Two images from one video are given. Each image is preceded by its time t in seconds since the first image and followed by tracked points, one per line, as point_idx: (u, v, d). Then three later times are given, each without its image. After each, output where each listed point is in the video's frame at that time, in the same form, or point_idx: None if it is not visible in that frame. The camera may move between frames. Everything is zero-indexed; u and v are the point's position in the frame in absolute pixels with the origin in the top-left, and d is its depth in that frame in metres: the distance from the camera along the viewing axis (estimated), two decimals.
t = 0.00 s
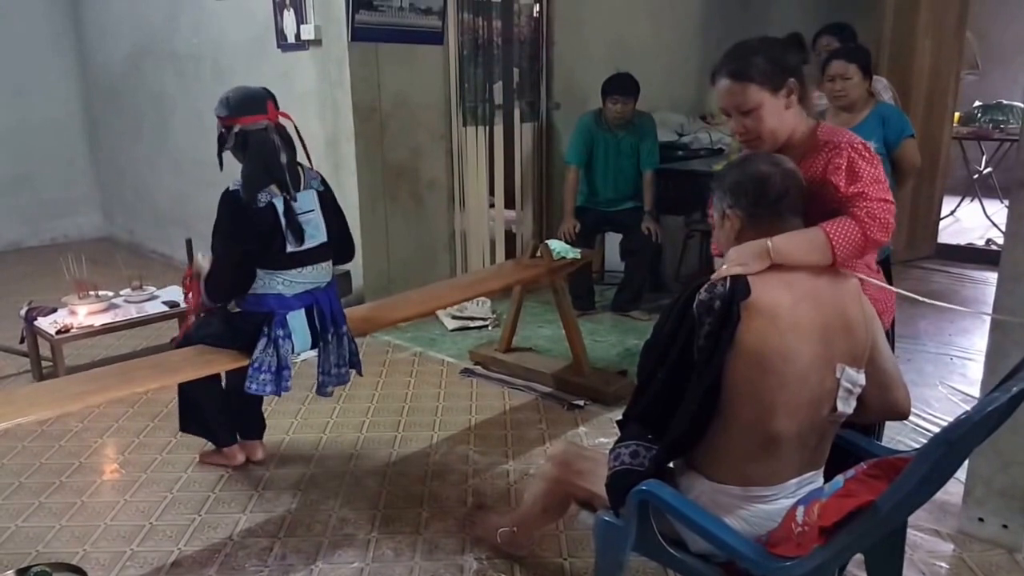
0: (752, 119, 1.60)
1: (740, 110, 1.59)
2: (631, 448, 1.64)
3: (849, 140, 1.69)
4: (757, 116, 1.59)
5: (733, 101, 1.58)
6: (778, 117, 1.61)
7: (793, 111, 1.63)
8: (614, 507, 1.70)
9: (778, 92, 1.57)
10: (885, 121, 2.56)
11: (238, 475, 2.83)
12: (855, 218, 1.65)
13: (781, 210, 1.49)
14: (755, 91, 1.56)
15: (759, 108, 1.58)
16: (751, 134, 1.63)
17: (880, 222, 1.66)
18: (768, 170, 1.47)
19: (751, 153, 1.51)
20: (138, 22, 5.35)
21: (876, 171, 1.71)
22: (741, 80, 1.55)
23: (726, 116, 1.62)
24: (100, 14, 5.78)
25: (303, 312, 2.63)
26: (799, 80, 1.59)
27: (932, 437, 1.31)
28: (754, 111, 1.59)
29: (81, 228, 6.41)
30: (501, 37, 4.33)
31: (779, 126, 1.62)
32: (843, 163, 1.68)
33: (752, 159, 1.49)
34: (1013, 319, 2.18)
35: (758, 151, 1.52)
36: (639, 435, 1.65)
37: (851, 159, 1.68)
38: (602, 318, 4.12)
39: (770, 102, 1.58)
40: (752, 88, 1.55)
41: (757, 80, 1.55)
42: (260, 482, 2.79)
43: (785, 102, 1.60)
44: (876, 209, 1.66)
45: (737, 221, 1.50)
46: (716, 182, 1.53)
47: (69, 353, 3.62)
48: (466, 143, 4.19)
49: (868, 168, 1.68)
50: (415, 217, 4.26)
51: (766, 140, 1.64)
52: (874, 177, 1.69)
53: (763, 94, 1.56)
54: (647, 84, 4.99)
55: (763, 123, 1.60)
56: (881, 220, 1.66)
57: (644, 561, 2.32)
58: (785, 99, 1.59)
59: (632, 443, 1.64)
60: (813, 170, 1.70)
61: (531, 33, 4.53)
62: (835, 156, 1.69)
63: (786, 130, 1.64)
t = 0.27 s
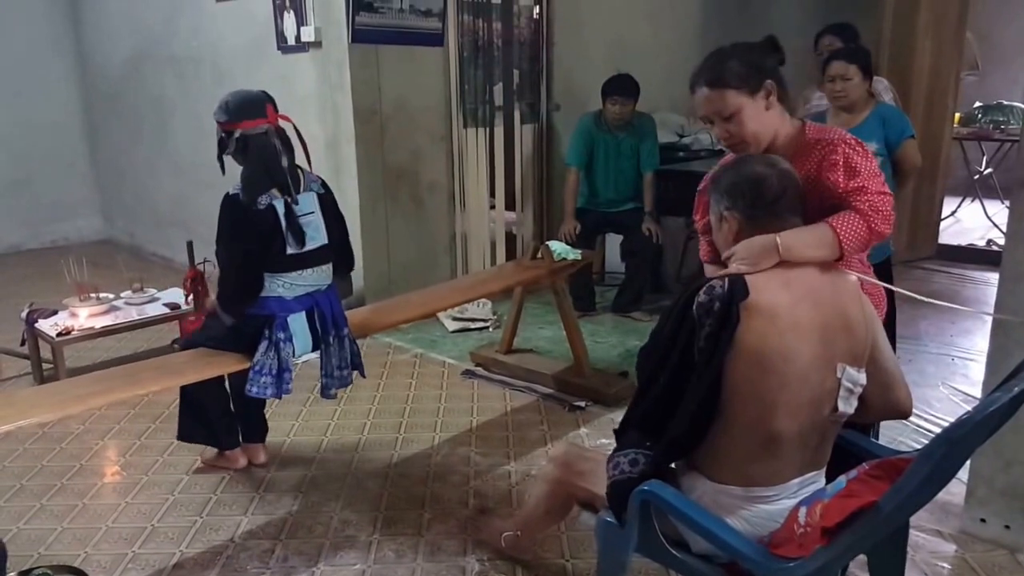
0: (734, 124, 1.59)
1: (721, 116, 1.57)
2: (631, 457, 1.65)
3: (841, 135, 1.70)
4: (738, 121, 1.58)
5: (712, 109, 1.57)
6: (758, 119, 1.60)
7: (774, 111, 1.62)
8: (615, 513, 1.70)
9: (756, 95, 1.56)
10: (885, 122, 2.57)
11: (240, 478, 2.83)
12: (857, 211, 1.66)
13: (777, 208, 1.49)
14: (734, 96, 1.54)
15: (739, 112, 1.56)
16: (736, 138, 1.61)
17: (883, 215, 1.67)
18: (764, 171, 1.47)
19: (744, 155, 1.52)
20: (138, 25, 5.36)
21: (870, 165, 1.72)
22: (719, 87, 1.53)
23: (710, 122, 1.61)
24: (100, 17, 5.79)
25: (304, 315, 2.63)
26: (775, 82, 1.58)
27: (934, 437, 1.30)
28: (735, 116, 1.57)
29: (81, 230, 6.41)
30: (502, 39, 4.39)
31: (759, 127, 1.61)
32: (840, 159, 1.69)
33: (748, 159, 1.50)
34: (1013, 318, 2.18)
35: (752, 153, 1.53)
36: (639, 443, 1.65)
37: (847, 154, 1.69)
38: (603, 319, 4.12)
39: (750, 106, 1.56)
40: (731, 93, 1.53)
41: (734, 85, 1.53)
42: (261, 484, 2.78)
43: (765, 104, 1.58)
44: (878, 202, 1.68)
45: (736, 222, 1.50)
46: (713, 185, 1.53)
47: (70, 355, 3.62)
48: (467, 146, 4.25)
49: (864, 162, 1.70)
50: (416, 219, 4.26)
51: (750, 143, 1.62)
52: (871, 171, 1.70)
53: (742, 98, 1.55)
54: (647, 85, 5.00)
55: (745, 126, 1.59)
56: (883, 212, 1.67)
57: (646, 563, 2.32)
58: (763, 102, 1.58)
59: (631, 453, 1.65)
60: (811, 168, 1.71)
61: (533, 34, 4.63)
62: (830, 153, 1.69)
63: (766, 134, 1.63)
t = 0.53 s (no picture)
0: (731, 125, 1.59)
1: (719, 116, 1.58)
2: (630, 472, 1.66)
3: (841, 134, 1.70)
4: (735, 121, 1.58)
5: (708, 109, 1.57)
6: (756, 118, 1.60)
7: (771, 111, 1.62)
8: (616, 523, 1.71)
9: (753, 95, 1.56)
10: (886, 123, 2.57)
11: (241, 480, 2.83)
12: (856, 210, 1.66)
13: (776, 208, 1.49)
14: (730, 97, 1.54)
15: (737, 112, 1.57)
16: (734, 137, 1.62)
17: (882, 214, 1.67)
18: (762, 171, 1.48)
19: (743, 155, 1.52)
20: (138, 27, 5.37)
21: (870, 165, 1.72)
22: (715, 89, 1.53)
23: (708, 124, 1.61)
24: (100, 20, 5.79)
25: (303, 312, 2.63)
26: (772, 80, 1.58)
27: (935, 436, 1.30)
28: (732, 116, 1.58)
29: (82, 233, 6.41)
30: (502, 41, 4.40)
31: (756, 127, 1.61)
32: (841, 158, 1.68)
33: (745, 160, 1.50)
34: (1014, 318, 2.18)
35: (750, 153, 1.53)
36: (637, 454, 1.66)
37: (847, 154, 1.69)
38: (604, 320, 4.12)
39: (747, 106, 1.57)
40: (727, 95, 1.54)
41: (730, 87, 1.53)
42: (263, 486, 2.78)
43: (762, 103, 1.59)
44: (877, 201, 1.67)
45: (734, 223, 1.50)
46: (711, 185, 1.53)
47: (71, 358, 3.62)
48: (468, 147, 4.25)
49: (864, 161, 1.69)
50: (416, 220, 4.26)
51: (748, 142, 1.63)
52: (871, 171, 1.70)
53: (738, 98, 1.55)
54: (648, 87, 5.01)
55: (742, 127, 1.60)
56: (883, 212, 1.67)
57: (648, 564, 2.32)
58: (761, 101, 1.58)
59: (630, 467, 1.66)
60: (811, 166, 1.71)
61: (534, 35, 4.67)
62: (830, 152, 1.69)
63: (765, 132, 1.63)
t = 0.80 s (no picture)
0: (734, 123, 1.59)
1: (722, 114, 1.58)
2: (629, 477, 1.66)
3: (843, 135, 1.70)
4: (738, 120, 1.58)
5: (712, 107, 1.57)
6: (759, 117, 1.60)
7: (775, 110, 1.63)
8: (617, 523, 1.71)
9: (756, 93, 1.56)
10: (886, 124, 2.57)
11: (242, 482, 2.82)
12: (856, 210, 1.65)
13: (776, 209, 1.49)
14: (734, 95, 1.54)
15: (740, 110, 1.57)
16: (737, 135, 1.62)
17: (883, 215, 1.66)
18: (761, 172, 1.47)
19: (742, 156, 1.52)
20: (138, 29, 5.37)
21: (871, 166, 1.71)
22: (718, 86, 1.53)
23: (711, 122, 1.60)
24: (100, 23, 5.80)
25: (307, 319, 2.63)
26: (775, 79, 1.59)
27: (936, 437, 1.30)
28: (735, 114, 1.58)
29: (83, 235, 6.41)
30: (502, 42, 4.39)
31: (760, 125, 1.61)
32: (842, 159, 1.68)
33: (745, 160, 1.50)
34: (1015, 318, 2.18)
35: (750, 154, 1.53)
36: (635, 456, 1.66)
37: (848, 154, 1.68)
38: (605, 321, 4.12)
39: (750, 104, 1.57)
40: (731, 92, 1.54)
41: (734, 84, 1.53)
42: (264, 488, 2.78)
43: (766, 101, 1.59)
44: (878, 202, 1.67)
45: (734, 225, 1.50)
46: (710, 187, 1.53)
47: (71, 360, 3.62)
48: (468, 147, 4.28)
49: (865, 162, 1.69)
50: (417, 221, 4.26)
51: (748, 142, 1.63)
52: (872, 172, 1.69)
53: (742, 96, 1.55)
54: (648, 87, 5.01)
55: (746, 125, 1.60)
56: (883, 212, 1.67)
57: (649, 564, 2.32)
58: (763, 99, 1.58)
59: (628, 472, 1.66)
60: (812, 166, 1.70)
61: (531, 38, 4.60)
62: (831, 152, 1.68)
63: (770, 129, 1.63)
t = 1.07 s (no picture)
0: (749, 117, 1.59)
1: (735, 107, 1.57)
2: (630, 478, 1.66)
3: (847, 135, 1.69)
4: (753, 113, 1.58)
5: (725, 100, 1.56)
6: (771, 112, 1.61)
7: (786, 107, 1.63)
8: (617, 523, 1.70)
9: (771, 87, 1.56)
10: (886, 123, 2.57)
11: (243, 483, 2.82)
12: (857, 210, 1.64)
13: (776, 208, 1.48)
14: (750, 88, 1.54)
15: (754, 105, 1.57)
16: (749, 129, 1.62)
17: (883, 216, 1.66)
18: (759, 172, 1.47)
19: (742, 156, 1.52)
20: (139, 31, 5.37)
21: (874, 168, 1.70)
22: (733, 78, 1.53)
23: (722, 114, 1.60)
24: (101, 25, 5.81)
25: (306, 318, 2.62)
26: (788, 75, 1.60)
27: (937, 435, 1.30)
28: (750, 108, 1.57)
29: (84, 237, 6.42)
30: (502, 42, 4.39)
31: (771, 119, 1.61)
32: (845, 158, 1.67)
33: (744, 160, 1.50)
34: (1017, 317, 2.17)
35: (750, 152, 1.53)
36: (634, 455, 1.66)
37: (852, 154, 1.67)
38: (607, 322, 4.12)
39: (765, 98, 1.57)
40: (747, 85, 1.53)
41: (751, 77, 1.53)
42: (265, 489, 2.78)
43: (779, 96, 1.59)
44: (878, 203, 1.66)
45: (733, 225, 1.50)
46: (709, 187, 1.53)
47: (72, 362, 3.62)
48: (468, 147, 4.30)
49: (868, 163, 1.68)
50: (418, 222, 4.26)
51: (758, 135, 1.64)
52: (875, 173, 1.68)
53: (758, 90, 1.55)
54: (649, 88, 5.01)
55: (758, 119, 1.60)
56: (883, 213, 1.66)
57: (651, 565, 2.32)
58: (778, 94, 1.59)
59: (629, 472, 1.66)
60: (815, 165, 1.70)
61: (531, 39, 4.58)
62: (835, 152, 1.68)
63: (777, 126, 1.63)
